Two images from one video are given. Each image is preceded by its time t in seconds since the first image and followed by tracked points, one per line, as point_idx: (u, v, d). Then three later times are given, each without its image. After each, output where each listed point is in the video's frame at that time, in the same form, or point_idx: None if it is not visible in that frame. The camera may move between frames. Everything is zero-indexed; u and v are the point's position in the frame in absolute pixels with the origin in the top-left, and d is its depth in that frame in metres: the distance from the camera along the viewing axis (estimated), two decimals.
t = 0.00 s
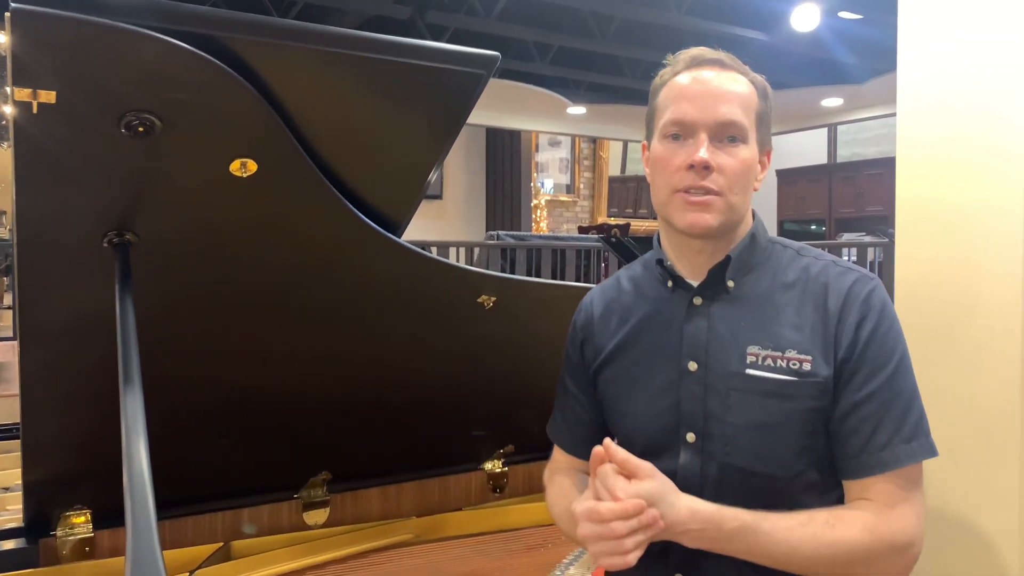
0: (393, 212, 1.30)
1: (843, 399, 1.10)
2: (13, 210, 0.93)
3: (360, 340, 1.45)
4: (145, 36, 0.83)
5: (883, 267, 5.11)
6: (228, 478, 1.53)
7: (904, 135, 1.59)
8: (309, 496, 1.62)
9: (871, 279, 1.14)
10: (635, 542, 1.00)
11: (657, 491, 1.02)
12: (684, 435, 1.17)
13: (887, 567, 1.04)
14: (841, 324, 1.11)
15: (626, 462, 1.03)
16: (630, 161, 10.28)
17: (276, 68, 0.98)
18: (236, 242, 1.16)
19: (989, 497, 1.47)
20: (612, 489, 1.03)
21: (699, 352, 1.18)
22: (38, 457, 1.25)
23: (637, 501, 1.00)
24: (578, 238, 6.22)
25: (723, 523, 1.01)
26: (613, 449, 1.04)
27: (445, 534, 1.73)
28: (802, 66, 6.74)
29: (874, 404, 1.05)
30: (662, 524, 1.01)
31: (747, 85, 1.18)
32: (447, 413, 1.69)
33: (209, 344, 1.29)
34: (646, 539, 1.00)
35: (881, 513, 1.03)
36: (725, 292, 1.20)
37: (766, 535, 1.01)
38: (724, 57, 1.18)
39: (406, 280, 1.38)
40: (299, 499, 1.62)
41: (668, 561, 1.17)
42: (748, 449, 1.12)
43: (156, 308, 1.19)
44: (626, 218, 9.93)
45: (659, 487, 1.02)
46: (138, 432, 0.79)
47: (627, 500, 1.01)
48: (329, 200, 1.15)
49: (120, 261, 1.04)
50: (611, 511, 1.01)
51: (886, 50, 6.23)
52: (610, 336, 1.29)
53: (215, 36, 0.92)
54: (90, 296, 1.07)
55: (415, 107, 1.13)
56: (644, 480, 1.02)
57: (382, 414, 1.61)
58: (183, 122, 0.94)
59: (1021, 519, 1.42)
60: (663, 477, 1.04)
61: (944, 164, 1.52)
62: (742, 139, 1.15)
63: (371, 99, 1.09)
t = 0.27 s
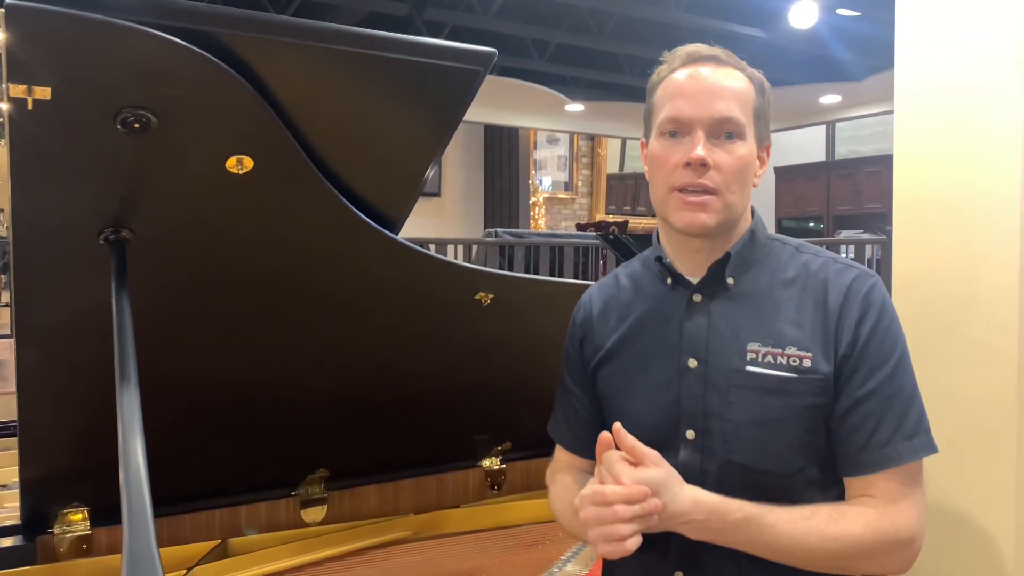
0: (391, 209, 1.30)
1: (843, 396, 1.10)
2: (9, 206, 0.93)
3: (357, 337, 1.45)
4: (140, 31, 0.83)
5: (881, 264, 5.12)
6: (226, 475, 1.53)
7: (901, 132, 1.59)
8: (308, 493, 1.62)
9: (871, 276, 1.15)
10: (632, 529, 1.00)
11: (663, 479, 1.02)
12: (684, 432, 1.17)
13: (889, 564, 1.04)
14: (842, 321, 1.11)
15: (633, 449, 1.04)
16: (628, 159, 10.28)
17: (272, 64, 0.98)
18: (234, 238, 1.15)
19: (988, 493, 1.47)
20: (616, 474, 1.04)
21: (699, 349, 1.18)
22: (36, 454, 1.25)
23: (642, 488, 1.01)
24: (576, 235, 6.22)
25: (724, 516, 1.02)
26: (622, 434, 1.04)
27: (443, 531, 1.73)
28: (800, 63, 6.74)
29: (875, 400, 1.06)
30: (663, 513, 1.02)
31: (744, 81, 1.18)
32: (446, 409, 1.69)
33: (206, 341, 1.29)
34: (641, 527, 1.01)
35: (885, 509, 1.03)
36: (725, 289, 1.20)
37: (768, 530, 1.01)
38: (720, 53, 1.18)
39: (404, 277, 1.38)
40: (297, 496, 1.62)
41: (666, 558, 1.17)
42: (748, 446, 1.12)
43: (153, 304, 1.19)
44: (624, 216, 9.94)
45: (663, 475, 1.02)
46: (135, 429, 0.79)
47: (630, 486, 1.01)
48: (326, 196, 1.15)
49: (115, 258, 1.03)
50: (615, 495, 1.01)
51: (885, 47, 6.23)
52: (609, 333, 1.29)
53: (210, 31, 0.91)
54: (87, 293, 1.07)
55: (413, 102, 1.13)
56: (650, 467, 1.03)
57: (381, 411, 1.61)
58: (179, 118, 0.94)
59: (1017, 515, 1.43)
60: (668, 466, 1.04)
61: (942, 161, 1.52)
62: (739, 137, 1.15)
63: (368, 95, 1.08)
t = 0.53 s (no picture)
0: (391, 207, 1.30)
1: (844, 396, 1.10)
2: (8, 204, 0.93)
3: (357, 335, 1.45)
4: (140, 30, 0.83)
5: (881, 262, 5.12)
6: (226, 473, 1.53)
7: (901, 131, 1.59)
8: (307, 491, 1.62)
9: (873, 275, 1.15)
10: (631, 524, 1.01)
11: (663, 476, 1.03)
12: (685, 431, 1.17)
13: (891, 564, 1.04)
14: (843, 320, 1.11)
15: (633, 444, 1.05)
16: (627, 157, 10.28)
17: (272, 62, 0.98)
18: (234, 237, 1.15)
19: (986, 492, 1.47)
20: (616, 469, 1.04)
21: (700, 348, 1.18)
22: (35, 453, 1.25)
23: (642, 483, 1.01)
24: (575, 233, 6.22)
25: (723, 515, 1.02)
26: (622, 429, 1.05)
27: (443, 530, 1.73)
28: (799, 61, 6.73)
29: (875, 399, 1.06)
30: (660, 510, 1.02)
31: (745, 79, 1.18)
32: (445, 408, 1.69)
33: (206, 340, 1.29)
34: (641, 523, 1.01)
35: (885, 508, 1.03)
36: (726, 288, 1.20)
37: (767, 528, 1.02)
38: (721, 51, 1.18)
39: (404, 276, 1.38)
40: (296, 494, 1.62)
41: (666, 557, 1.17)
42: (749, 445, 1.12)
43: (152, 303, 1.19)
44: (623, 214, 9.94)
45: (663, 471, 1.03)
46: (133, 428, 0.79)
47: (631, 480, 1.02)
48: (326, 195, 1.14)
49: (114, 256, 1.03)
50: (614, 489, 1.01)
51: (884, 45, 6.23)
52: (610, 332, 1.29)
53: (210, 29, 0.91)
54: (86, 291, 1.07)
55: (413, 101, 1.13)
56: (650, 462, 1.03)
57: (381, 409, 1.61)
58: (179, 116, 0.94)
59: (1016, 513, 1.43)
60: (668, 463, 1.05)
61: (942, 160, 1.52)
62: (740, 135, 1.15)
63: (368, 93, 1.08)
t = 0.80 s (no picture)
0: (392, 206, 1.30)
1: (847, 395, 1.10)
2: (9, 202, 0.93)
3: (358, 334, 1.45)
4: (140, 28, 0.83)
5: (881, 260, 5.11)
6: (227, 471, 1.53)
7: (901, 131, 1.60)
8: (307, 489, 1.62)
9: (876, 274, 1.14)
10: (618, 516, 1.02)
11: (663, 474, 1.02)
12: (687, 430, 1.17)
13: (893, 563, 1.04)
14: (846, 319, 1.11)
15: (633, 439, 1.05)
16: (628, 156, 10.27)
17: (273, 61, 0.98)
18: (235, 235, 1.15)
19: (987, 491, 1.47)
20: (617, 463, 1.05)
21: (702, 347, 1.18)
22: (36, 451, 1.25)
23: (640, 480, 1.02)
24: (575, 232, 6.22)
25: (723, 513, 1.02)
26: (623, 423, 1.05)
27: (442, 528, 1.73)
28: (800, 60, 6.73)
29: (877, 399, 1.06)
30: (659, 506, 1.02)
31: (747, 77, 1.17)
32: (446, 407, 1.69)
33: (206, 338, 1.29)
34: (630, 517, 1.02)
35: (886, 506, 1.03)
36: (728, 287, 1.20)
37: (767, 527, 1.02)
38: (721, 50, 1.18)
39: (404, 274, 1.38)
40: (296, 492, 1.62)
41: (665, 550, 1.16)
42: (751, 444, 1.12)
43: (153, 301, 1.19)
44: (623, 213, 9.94)
45: (665, 470, 1.03)
46: (134, 426, 0.79)
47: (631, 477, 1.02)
48: (327, 193, 1.15)
49: (115, 253, 1.03)
50: (609, 480, 1.02)
51: (884, 44, 6.22)
52: (613, 331, 1.30)
53: (210, 27, 0.91)
54: (86, 289, 1.07)
55: (414, 99, 1.13)
56: (652, 460, 1.03)
57: (381, 408, 1.61)
58: (180, 114, 0.94)
59: (1016, 513, 1.43)
60: (670, 462, 1.05)
61: (941, 160, 1.52)
62: (741, 135, 1.15)
63: (369, 92, 1.08)
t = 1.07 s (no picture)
0: (392, 204, 1.29)
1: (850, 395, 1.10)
2: (9, 200, 0.93)
3: (358, 332, 1.45)
4: (141, 25, 0.83)
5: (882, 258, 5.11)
6: (227, 470, 1.53)
7: (902, 130, 1.59)
8: (307, 487, 1.62)
9: (879, 274, 1.14)
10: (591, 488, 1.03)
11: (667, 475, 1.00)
12: (689, 428, 1.17)
13: (900, 564, 1.03)
14: (849, 319, 1.11)
15: (647, 440, 1.01)
16: (628, 155, 10.27)
17: (275, 59, 0.98)
18: (236, 233, 1.15)
19: (987, 490, 1.47)
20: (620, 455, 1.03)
21: (704, 346, 1.18)
22: (36, 448, 1.25)
23: (641, 479, 0.99)
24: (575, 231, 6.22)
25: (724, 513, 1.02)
26: (637, 425, 0.99)
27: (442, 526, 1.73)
28: (800, 59, 6.72)
29: (880, 399, 1.06)
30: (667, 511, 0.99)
31: (751, 77, 1.17)
32: (446, 405, 1.69)
33: (207, 336, 1.29)
34: (624, 504, 1.01)
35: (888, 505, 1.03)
36: (731, 286, 1.20)
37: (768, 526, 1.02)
38: (725, 50, 1.17)
39: (405, 273, 1.38)
40: (296, 490, 1.61)
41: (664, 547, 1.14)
42: (753, 443, 1.12)
43: (153, 299, 1.19)
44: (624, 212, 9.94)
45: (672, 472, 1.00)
46: (133, 424, 0.79)
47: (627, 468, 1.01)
48: (327, 192, 1.14)
49: (114, 251, 1.03)
50: (607, 463, 1.02)
51: (885, 43, 6.22)
52: (615, 329, 1.30)
53: (210, 25, 0.91)
54: (86, 287, 1.07)
55: (415, 98, 1.13)
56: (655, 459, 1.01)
57: (382, 406, 1.61)
58: (180, 112, 0.93)
59: (1017, 512, 1.43)
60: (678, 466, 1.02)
61: (942, 159, 1.52)
62: (746, 136, 1.15)
63: (370, 90, 1.08)
